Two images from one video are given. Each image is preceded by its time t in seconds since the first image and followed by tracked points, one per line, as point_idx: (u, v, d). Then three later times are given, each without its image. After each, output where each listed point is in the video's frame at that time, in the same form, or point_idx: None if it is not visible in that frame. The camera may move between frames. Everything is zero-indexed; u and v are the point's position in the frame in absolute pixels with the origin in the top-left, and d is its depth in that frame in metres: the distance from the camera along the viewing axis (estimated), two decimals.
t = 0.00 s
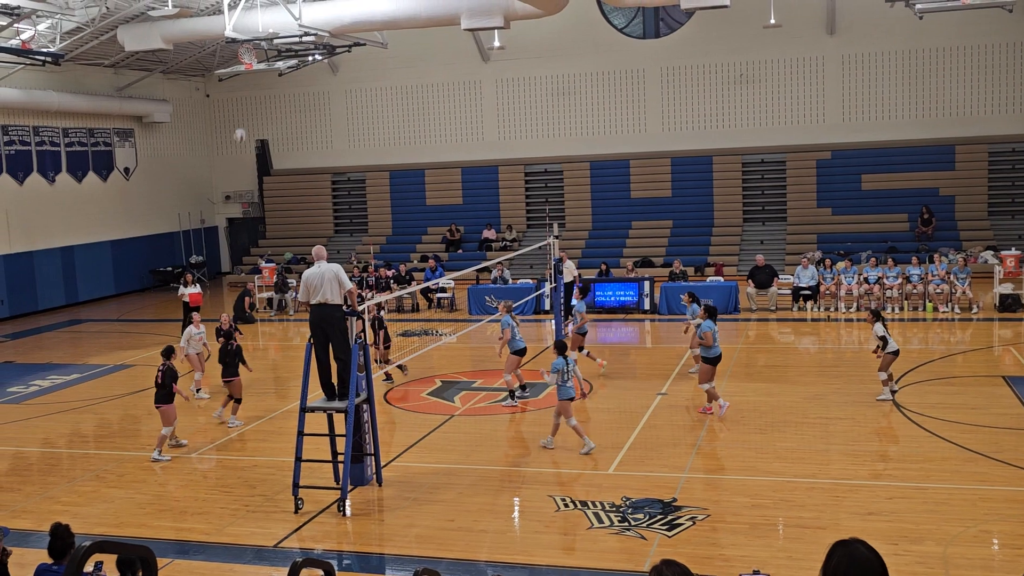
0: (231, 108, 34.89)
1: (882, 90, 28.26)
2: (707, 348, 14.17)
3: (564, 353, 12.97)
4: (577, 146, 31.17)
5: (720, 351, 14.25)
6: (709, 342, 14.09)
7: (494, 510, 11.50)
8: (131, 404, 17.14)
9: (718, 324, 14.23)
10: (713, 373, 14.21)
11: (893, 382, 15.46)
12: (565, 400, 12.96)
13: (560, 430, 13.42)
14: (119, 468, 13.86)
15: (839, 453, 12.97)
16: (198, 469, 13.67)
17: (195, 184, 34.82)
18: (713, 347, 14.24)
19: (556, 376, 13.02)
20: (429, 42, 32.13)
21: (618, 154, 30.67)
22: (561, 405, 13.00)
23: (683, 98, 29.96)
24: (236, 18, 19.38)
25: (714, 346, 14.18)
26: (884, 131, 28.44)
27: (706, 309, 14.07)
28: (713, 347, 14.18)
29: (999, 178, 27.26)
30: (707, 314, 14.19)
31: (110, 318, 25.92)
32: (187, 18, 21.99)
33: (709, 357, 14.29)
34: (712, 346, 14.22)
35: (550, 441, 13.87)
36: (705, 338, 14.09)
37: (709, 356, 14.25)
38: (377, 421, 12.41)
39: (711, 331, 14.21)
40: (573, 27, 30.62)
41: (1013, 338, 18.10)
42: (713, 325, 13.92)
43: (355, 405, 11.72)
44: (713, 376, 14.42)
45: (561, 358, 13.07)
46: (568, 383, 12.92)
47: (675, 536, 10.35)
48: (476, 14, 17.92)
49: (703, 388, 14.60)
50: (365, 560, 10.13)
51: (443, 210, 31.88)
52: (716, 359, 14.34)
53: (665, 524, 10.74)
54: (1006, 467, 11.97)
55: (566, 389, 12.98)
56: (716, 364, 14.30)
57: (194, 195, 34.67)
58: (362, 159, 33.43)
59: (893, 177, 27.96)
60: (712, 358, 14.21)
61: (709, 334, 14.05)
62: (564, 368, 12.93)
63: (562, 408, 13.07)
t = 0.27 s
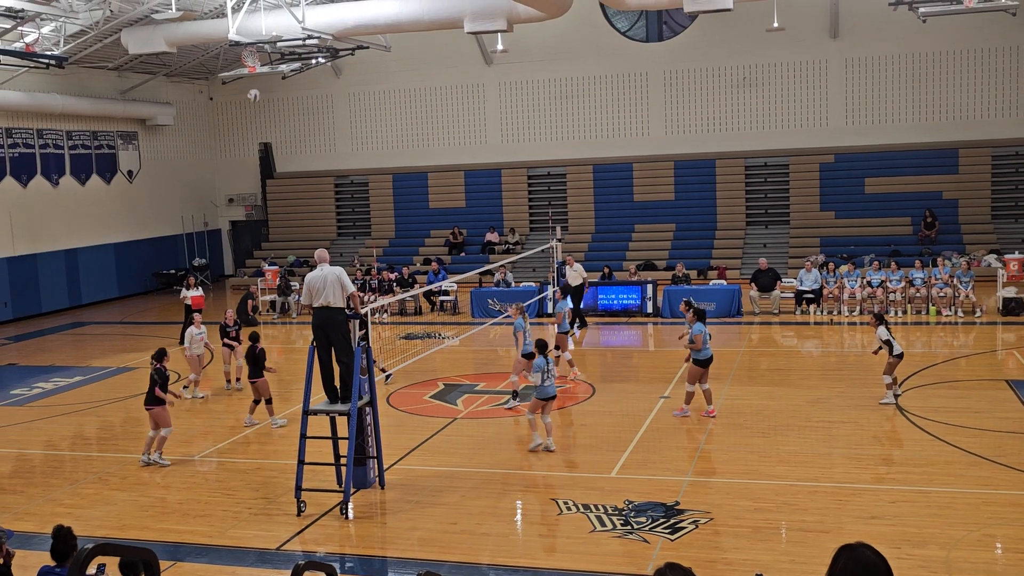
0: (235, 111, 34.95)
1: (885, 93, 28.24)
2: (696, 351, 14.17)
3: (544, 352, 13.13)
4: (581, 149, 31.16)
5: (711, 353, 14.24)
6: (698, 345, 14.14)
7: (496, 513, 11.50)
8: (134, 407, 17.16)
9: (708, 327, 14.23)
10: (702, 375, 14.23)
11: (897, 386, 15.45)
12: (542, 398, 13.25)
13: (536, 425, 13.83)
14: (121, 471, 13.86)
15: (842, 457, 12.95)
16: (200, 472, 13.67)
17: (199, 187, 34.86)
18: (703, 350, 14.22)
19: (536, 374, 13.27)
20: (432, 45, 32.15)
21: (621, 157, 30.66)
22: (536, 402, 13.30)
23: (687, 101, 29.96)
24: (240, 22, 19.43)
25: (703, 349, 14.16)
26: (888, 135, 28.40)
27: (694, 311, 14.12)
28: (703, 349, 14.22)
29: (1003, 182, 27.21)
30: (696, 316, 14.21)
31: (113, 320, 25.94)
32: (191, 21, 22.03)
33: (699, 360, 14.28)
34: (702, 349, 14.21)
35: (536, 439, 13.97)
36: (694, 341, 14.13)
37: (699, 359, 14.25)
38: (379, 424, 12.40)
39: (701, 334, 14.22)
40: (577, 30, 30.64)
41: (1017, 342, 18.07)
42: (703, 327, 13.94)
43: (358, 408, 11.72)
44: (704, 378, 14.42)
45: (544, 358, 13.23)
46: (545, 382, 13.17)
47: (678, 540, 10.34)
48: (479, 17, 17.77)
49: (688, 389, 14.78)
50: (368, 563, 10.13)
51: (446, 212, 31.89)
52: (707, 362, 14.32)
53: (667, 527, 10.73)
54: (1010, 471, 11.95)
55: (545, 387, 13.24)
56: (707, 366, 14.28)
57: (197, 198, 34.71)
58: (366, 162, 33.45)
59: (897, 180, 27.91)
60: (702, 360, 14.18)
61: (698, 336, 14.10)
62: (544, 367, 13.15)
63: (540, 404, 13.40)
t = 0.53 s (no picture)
0: (237, 112, 34.97)
1: (887, 95, 28.25)
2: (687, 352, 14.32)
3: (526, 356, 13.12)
4: (582, 151, 31.16)
5: (700, 355, 14.37)
6: (688, 348, 14.25)
7: (498, 515, 11.49)
8: (135, 408, 17.15)
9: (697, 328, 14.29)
10: (691, 375, 14.40)
11: (898, 388, 15.45)
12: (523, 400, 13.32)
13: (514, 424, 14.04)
14: (123, 472, 13.86)
15: (843, 458, 12.95)
16: (201, 473, 13.67)
17: (200, 188, 34.87)
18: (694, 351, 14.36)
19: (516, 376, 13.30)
20: (434, 46, 32.16)
21: (623, 159, 30.66)
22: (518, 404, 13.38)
23: (688, 103, 29.96)
24: (242, 23, 19.43)
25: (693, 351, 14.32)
26: (890, 137, 28.39)
27: (684, 315, 14.26)
28: (694, 351, 14.31)
29: (1004, 184, 27.20)
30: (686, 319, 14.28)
31: (115, 321, 25.95)
32: (193, 22, 22.03)
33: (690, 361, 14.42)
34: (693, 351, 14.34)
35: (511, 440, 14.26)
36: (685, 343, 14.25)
37: (689, 360, 14.38)
38: (381, 425, 12.40)
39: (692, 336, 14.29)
40: (578, 32, 30.65)
41: (1018, 344, 18.07)
42: (691, 328, 14.13)
43: (359, 409, 11.72)
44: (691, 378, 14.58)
45: (525, 360, 13.18)
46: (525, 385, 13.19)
47: (679, 542, 10.34)
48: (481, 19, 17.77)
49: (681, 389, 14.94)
50: (369, 564, 10.13)
51: (448, 214, 31.90)
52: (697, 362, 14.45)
53: (669, 529, 10.72)
54: (1011, 473, 11.94)
55: (524, 390, 13.30)
56: (698, 367, 14.42)
57: (199, 199, 34.72)
58: (367, 163, 33.45)
59: (898, 182, 27.90)
60: (692, 362, 14.34)
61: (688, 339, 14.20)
62: (525, 371, 13.14)
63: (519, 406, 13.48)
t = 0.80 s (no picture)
0: (237, 112, 34.99)
1: (888, 96, 28.25)
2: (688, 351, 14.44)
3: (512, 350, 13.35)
4: (584, 152, 31.16)
5: (701, 354, 14.51)
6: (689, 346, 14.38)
7: (498, 515, 11.50)
8: (136, 408, 17.14)
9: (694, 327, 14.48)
10: (694, 374, 14.49)
11: (899, 388, 15.46)
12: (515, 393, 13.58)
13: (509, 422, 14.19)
14: (124, 472, 13.87)
15: (844, 459, 12.95)
16: (202, 473, 13.67)
17: (201, 189, 34.88)
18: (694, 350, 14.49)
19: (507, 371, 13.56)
20: (435, 47, 32.16)
21: (624, 159, 30.66)
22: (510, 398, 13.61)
23: (689, 104, 29.97)
24: (243, 23, 19.43)
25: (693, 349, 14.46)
26: (891, 138, 28.38)
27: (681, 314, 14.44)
28: (695, 349, 14.45)
29: (1005, 185, 27.19)
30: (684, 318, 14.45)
31: (115, 321, 25.96)
32: (194, 23, 22.03)
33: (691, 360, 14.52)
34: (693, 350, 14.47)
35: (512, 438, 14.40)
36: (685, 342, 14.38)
37: (692, 359, 14.50)
38: (381, 426, 12.40)
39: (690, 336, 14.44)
40: (579, 32, 30.66)
41: (1019, 345, 18.07)
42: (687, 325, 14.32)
43: (359, 410, 11.72)
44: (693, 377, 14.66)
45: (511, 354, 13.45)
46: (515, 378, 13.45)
47: (679, 542, 10.34)
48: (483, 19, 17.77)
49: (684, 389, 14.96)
50: (370, 564, 10.13)
51: (449, 214, 31.89)
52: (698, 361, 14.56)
53: (669, 530, 10.72)
54: (1012, 474, 11.94)
55: (515, 383, 13.56)
56: (699, 365, 14.55)
57: (200, 199, 34.73)
58: (368, 163, 33.46)
59: (899, 183, 27.89)
60: (694, 360, 14.45)
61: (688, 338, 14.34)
62: (513, 364, 13.37)
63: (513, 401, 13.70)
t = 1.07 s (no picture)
0: (238, 112, 35.00)
1: (888, 97, 28.25)
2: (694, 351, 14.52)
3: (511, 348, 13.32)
4: (584, 152, 31.16)
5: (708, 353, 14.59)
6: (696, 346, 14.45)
7: (499, 515, 11.50)
8: (135, 408, 17.14)
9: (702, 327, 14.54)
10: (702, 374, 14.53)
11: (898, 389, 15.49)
12: (512, 390, 13.63)
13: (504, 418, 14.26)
14: (124, 472, 13.87)
15: (844, 460, 12.94)
16: (202, 473, 13.68)
17: (202, 189, 34.88)
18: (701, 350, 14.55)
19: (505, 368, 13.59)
20: (435, 47, 32.16)
21: (624, 160, 30.65)
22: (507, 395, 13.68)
23: (689, 105, 29.97)
24: (243, 24, 19.43)
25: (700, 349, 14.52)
26: (892, 138, 28.38)
27: (689, 313, 14.46)
28: (702, 349, 14.59)
29: (1006, 185, 27.20)
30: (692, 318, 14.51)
31: (116, 321, 25.96)
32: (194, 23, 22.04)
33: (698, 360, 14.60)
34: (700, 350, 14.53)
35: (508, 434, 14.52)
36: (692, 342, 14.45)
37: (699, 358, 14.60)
38: (381, 426, 12.42)
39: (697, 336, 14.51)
40: (580, 32, 30.65)
41: (1019, 345, 18.07)
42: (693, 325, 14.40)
43: (360, 410, 11.73)
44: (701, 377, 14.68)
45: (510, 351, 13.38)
46: (513, 376, 13.49)
47: (680, 543, 10.33)
48: (484, 19, 17.77)
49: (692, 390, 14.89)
50: (370, 565, 10.13)
51: (449, 215, 31.90)
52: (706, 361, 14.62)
53: (669, 530, 10.72)
54: (1012, 475, 11.93)
55: (513, 380, 13.60)
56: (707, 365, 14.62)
57: (200, 199, 34.74)
58: (369, 163, 33.45)
59: (899, 183, 27.89)
60: (702, 359, 14.55)
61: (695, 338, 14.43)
62: (511, 362, 13.39)
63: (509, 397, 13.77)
